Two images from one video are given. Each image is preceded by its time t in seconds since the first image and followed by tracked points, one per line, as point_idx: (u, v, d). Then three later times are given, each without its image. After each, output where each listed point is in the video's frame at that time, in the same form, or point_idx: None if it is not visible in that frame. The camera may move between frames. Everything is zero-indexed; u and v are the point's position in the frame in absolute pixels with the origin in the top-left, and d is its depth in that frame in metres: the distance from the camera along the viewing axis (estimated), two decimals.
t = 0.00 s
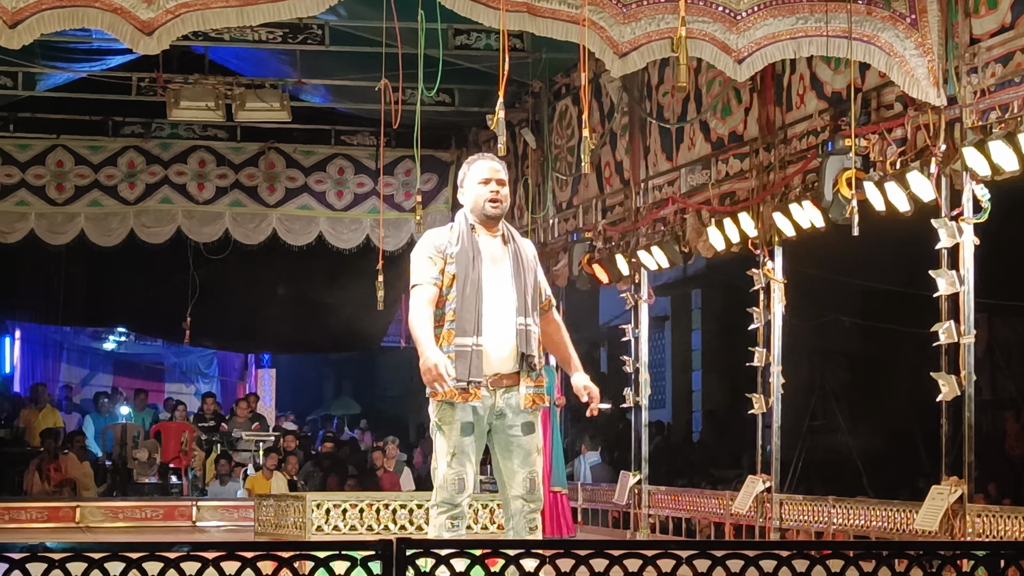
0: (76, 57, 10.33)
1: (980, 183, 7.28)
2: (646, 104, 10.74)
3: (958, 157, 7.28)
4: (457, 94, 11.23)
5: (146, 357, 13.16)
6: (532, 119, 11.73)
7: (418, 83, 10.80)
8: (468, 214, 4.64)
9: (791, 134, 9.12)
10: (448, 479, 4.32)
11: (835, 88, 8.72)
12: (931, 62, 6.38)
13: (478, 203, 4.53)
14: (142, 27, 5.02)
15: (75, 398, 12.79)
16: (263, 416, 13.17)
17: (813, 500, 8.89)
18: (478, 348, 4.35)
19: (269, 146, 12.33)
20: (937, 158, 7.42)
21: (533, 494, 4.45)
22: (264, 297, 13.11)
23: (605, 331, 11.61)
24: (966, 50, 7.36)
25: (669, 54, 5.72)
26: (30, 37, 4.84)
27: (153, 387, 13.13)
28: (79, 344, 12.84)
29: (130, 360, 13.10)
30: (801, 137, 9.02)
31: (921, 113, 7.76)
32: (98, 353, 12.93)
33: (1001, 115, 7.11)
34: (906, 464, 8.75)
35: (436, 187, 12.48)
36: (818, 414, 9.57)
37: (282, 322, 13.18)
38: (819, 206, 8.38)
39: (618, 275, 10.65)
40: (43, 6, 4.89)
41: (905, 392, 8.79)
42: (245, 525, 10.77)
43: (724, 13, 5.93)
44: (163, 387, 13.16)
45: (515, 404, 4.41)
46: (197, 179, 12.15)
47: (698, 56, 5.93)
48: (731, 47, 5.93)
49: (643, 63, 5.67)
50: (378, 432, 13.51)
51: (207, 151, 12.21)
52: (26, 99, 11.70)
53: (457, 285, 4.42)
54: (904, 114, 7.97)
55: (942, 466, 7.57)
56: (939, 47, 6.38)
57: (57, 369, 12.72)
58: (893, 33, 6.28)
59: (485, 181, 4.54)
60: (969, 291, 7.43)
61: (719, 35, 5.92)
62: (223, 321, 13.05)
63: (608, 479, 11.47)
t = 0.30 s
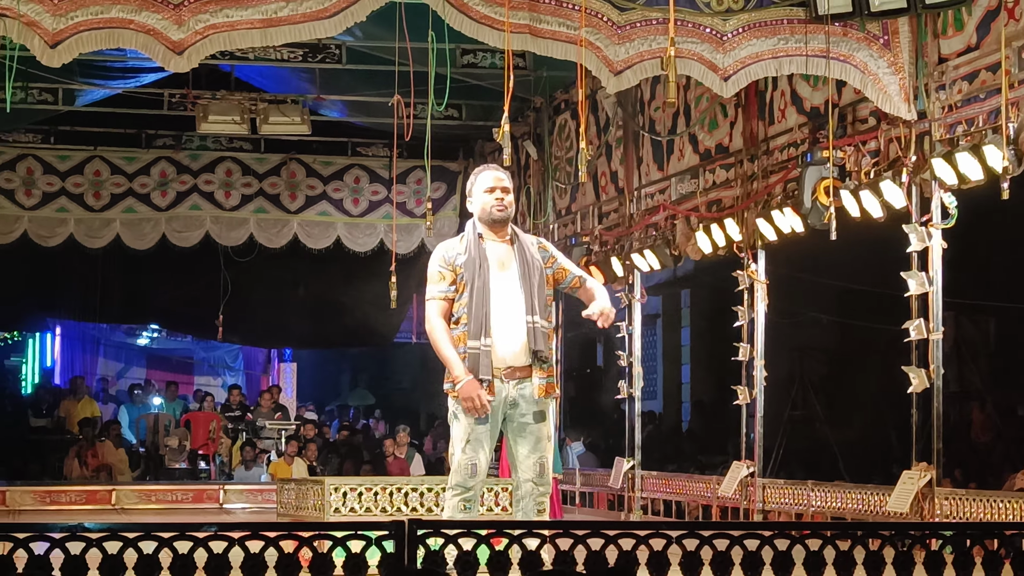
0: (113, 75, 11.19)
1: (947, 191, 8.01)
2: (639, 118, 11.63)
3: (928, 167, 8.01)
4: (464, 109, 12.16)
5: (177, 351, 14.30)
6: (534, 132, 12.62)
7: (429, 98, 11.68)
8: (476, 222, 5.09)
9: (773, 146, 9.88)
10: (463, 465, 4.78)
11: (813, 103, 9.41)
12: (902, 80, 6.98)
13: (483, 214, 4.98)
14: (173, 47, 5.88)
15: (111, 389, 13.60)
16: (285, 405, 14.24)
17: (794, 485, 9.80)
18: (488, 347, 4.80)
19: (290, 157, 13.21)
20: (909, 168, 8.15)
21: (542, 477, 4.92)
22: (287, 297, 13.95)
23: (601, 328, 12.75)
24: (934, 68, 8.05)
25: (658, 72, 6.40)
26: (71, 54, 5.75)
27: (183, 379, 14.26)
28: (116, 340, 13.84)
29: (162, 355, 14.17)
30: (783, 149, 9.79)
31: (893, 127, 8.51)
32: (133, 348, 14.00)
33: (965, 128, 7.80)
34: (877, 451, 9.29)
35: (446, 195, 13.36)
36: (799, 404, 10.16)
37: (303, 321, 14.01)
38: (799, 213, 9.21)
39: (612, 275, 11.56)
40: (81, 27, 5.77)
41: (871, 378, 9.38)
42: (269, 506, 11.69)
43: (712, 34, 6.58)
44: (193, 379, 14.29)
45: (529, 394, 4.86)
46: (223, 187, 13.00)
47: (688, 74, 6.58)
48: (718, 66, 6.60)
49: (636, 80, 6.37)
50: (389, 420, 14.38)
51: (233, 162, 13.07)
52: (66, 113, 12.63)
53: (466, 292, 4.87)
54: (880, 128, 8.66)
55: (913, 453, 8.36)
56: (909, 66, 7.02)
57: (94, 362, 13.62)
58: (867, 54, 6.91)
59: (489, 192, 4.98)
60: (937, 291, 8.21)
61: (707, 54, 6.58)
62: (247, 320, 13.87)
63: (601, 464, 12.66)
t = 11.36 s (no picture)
0: (168, 94, 12.43)
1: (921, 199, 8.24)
2: (643, 134, 12.89)
3: (902, 177, 8.30)
4: (485, 124, 13.48)
5: (225, 343, 16.04)
6: (547, 146, 13.90)
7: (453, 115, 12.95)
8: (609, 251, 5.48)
9: (763, 158, 10.84)
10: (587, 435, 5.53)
11: (800, 119, 10.29)
12: (880, 99, 7.37)
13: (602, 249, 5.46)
14: (223, 68, 6.22)
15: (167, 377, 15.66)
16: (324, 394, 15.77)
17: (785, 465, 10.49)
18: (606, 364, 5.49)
19: (328, 168, 15.14)
20: (887, 177, 8.47)
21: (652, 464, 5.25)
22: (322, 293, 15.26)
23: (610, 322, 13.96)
24: (908, 89, 8.13)
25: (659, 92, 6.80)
26: (131, 74, 6.13)
27: (231, 369, 16.05)
28: (172, 334, 15.77)
29: (212, 346, 15.98)
30: (771, 161, 10.72)
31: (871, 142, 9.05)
32: (187, 340, 15.86)
33: (936, 142, 7.92)
34: (861, 433, 10.95)
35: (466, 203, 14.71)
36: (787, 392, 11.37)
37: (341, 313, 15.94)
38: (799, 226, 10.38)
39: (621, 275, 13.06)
40: (140, 51, 6.13)
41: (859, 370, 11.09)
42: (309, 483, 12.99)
43: (706, 56, 6.91)
44: (240, 369, 16.07)
45: (644, 385, 5.32)
46: (267, 195, 14.97)
47: (685, 93, 6.96)
48: (713, 86, 6.94)
49: (640, 99, 6.78)
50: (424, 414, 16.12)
51: (276, 173, 15.00)
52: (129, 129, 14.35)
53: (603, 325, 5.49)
54: (859, 142, 9.27)
55: (891, 434, 8.63)
56: (887, 86, 7.38)
57: (153, 354, 15.61)
58: (848, 74, 7.29)
59: (610, 227, 5.44)
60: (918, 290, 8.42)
61: (704, 75, 6.92)
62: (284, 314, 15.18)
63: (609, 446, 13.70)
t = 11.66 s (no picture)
0: (167, 94, 12.42)
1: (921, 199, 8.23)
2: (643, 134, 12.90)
3: (902, 177, 8.29)
4: (485, 125, 13.51)
5: (226, 343, 16.56)
6: (548, 146, 13.92)
7: (453, 115, 12.97)
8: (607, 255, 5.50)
9: (763, 158, 10.81)
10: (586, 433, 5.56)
11: (799, 119, 10.30)
12: (880, 98, 7.39)
13: (605, 247, 5.45)
14: (223, 68, 6.22)
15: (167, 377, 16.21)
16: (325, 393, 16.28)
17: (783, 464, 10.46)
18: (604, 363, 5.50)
19: (329, 169, 15.17)
20: (887, 176, 8.46)
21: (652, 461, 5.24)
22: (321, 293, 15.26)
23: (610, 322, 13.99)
24: (908, 89, 8.13)
25: (659, 92, 6.80)
26: (131, 73, 6.12)
27: (232, 369, 16.61)
28: (172, 334, 16.27)
29: (212, 347, 16.53)
30: (771, 161, 10.72)
31: (871, 142, 9.04)
32: (187, 340, 16.39)
33: (936, 142, 7.91)
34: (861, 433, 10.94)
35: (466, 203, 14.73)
36: (787, 392, 11.35)
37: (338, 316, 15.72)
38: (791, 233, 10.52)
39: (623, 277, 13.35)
40: (140, 51, 6.13)
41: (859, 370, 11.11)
42: (309, 483, 12.99)
43: (707, 56, 6.92)
44: (240, 368, 16.62)
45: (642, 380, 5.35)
46: (267, 196, 14.98)
47: (686, 93, 6.97)
48: (713, 86, 6.95)
49: (640, 99, 6.78)
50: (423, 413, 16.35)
51: (276, 173, 15.01)
52: (129, 129, 14.33)
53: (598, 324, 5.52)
54: (859, 142, 9.24)
55: (890, 434, 8.62)
56: (887, 86, 7.39)
57: (155, 354, 16.11)
58: (848, 74, 7.29)
59: (613, 227, 5.43)
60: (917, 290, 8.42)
61: (703, 75, 6.93)
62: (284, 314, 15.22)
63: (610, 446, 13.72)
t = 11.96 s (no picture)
0: (167, 94, 12.42)
1: (921, 199, 8.23)
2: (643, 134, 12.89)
3: (902, 177, 8.29)
4: (485, 125, 13.54)
5: (226, 343, 16.79)
6: (547, 147, 13.93)
7: (453, 115, 12.98)
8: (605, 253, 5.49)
9: (763, 157, 10.81)
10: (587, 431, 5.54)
11: (799, 119, 10.29)
12: (880, 98, 7.38)
13: (607, 246, 5.43)
14: (223, 68, 6.23)
15: (167, 376, 16.43)
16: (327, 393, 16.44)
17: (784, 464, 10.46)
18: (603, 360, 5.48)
19: (329, 169, 15.17)
20: (886, 176, 8.45)
21: (657, 462, 5.26)
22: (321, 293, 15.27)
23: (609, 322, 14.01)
24: (908, 89, 8.11)
25: (659, 92, 6.79)
26: (131, 73, 6.13)
27: (231, 369, 16.82)
28: (172, 334, 16.52)
29: (212, 346, 16.76)
30: (771, 161, 10.72)
31: (871, 142, 9.05)
32: (186, 340, 16.61)
33: (937, 143, 7.91)
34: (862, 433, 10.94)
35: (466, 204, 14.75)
36: (786, 391, 11.35)
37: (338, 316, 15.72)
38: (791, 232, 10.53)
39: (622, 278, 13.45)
40: (140, 51, 6.13)
41: (858, 370, 11.12)
42: (309, 483, 13.02)
43: (706, 56, 6.92)
44: (240, 368, 16.82)
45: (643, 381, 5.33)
46: (267, 196, 14.98)
47: (685, 93, 6.97)
48: (712, 86, 6.95)
49: (639, 99, 6.79)
50: (422, 413, 16.41)
51: (277, 173, 15.01)
52: (129, 130, 14.34)
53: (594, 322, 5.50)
54: (859, 142, 9.24)
55: (890, 434, 8.62)
56: (887, 86, 7.39)
57: (155, 354, 16.33)
58: (849, 74, 7.28)
59: (615, 226, 5.42)
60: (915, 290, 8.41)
61: (703, 75, 6.93)
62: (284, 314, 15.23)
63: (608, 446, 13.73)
